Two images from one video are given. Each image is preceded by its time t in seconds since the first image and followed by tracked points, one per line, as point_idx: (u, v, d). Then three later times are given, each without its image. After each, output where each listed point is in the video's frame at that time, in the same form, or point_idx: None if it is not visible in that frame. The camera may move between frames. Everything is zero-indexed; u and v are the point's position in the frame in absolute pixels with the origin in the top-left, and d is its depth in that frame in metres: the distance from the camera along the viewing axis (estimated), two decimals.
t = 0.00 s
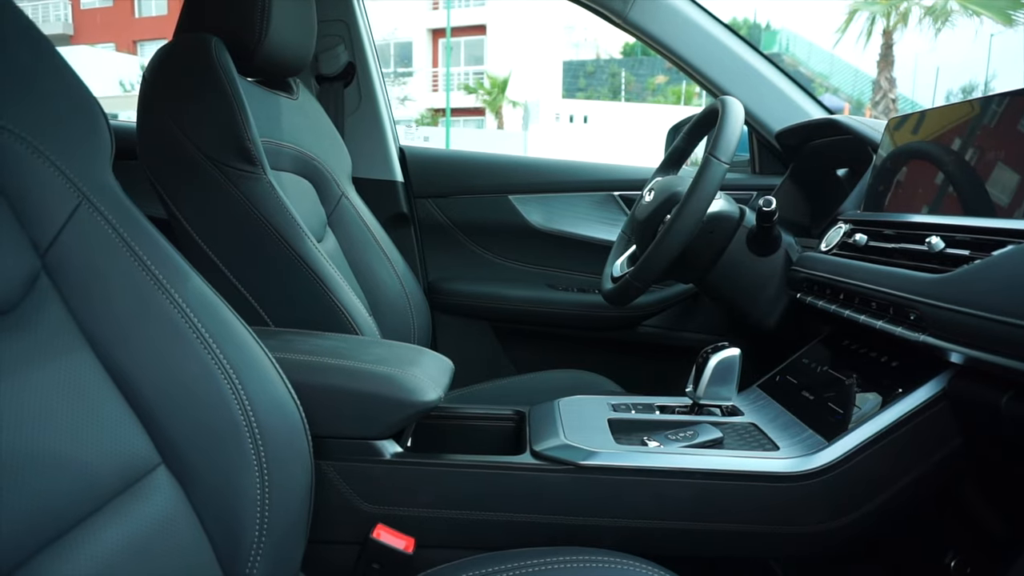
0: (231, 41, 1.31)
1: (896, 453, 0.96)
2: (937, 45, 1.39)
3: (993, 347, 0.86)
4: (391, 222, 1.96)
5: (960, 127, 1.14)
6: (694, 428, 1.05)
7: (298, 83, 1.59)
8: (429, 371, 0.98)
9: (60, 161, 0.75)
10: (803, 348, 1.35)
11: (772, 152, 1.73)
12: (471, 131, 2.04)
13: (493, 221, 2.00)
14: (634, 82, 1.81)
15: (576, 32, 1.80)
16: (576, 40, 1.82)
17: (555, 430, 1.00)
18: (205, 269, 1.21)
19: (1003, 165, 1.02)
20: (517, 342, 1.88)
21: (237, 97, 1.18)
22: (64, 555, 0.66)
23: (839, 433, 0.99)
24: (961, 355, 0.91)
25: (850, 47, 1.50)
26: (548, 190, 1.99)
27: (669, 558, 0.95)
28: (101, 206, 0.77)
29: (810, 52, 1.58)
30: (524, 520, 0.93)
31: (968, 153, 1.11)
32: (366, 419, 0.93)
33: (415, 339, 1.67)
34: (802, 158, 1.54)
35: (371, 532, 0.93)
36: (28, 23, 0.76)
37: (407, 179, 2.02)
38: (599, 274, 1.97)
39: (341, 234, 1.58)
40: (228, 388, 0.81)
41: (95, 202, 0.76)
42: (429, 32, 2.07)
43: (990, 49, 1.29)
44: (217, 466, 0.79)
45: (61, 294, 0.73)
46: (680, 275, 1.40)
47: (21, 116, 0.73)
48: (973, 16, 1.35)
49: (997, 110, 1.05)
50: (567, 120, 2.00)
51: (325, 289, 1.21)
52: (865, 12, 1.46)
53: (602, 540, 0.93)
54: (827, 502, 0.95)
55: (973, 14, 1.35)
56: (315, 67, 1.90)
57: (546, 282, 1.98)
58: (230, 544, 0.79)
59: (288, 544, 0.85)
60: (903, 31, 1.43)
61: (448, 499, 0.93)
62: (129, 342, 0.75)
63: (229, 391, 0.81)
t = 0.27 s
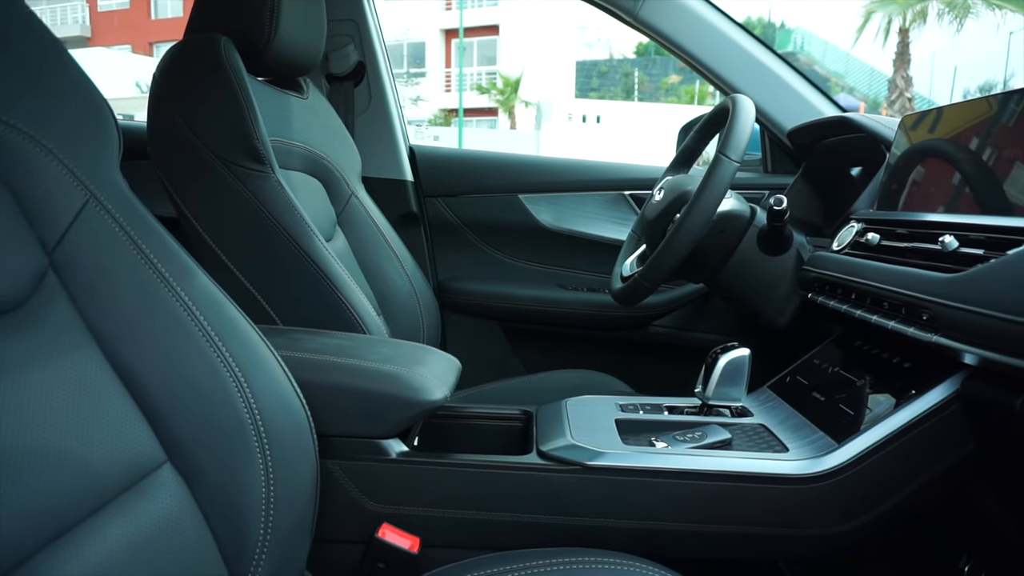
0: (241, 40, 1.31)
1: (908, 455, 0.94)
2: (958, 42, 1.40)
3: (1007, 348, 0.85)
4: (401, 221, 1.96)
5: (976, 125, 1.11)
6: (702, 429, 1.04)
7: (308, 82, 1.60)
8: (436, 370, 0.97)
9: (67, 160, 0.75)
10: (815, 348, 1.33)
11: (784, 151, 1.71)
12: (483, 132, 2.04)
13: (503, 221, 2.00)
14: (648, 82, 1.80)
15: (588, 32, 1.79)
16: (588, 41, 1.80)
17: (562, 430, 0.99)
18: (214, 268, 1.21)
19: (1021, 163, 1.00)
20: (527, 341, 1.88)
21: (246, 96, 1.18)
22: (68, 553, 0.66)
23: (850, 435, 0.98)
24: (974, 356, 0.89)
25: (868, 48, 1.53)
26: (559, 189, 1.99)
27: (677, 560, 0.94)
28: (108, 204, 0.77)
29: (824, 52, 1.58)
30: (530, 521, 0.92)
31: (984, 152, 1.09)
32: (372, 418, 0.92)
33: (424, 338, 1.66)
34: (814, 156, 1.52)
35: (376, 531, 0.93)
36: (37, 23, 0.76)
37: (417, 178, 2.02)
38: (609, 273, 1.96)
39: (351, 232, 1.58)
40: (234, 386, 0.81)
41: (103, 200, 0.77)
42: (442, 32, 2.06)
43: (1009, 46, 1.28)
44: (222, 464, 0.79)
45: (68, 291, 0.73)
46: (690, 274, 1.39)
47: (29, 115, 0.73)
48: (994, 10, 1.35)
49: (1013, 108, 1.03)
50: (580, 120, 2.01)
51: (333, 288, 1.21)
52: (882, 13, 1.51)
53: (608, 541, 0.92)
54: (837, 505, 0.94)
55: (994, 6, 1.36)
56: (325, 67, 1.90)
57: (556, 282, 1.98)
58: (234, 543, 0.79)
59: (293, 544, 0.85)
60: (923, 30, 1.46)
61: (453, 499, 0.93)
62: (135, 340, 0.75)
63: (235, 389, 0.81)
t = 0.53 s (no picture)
0: (249, 41, 1.31)
1: (917, 461, 0.93)
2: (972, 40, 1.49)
3: (1019, 352, 0.83)
4: (409, 221, 1.96)
5: (993, 125, 1.09)
6: (708, 433, 1.03)
7: (318, 83, 1.61)
8: (439, 372, 0.97)
9: (71, 160, 0.75)
10: (824, 351, 1.32)
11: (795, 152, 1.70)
12: (495, 131, 2.08)
13: (511, 221, 1.99)
14: (660, 82, 1.79)
15: (601, 32, 1.78)
16: (602, 40, 1.79)
17: (567, 433, 0.98)
18: (220, 269, 1.21)
19: None
20: (534, 342, 1.87)
21: (253, 96, 1.18)
22: (69, 552, 0.66)
23: (858, 440, 0.97)
24: (985, 360, 0.88)
25: (885, 48, 1.60)
26: (567, 190, 1.98)
27: (682, 564, 0.93)
28: (112, 204, 0.77)
29: (839, 49, 1.60)
30: (533, 524, 0.92)
31: (1001, 152, 1.06)
32: (375, 420, 0.92)
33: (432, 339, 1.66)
34: (826, 156, 1.51)
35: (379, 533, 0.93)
36: (42, 23, 0.76)
37: (425, 179, 2.02)
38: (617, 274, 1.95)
39: (358, 233, 1.58)
40: (236, 387, 0.80)
41: (107, 201, 0.76)
42: (457, 34, 2.18)
43: None
44: (225, 465, 0.78)
45: (71, 291, 0.73)
46: (699, 276, 1.38)
47: (33, 115, 0.73)
48: None
49: None
50: (591, 119, 2.05)
51: (339, 288, 1.21)
52: (898, 16, 1.61)
53: (612, 544, 0.91)
54: (844, 511, 0.92)
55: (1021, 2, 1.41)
56: (334, 68, 1.91)
57: (565, 282, 1.97)
58: (237, 544, 0.79)
59: (296, 546, 0.84)
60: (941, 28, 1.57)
61: (456, 501, 0.92)
62: (138, 340, 0.75)
63: (237, 390, 0.80)
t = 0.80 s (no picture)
0: (262, 45, 1.31)
1: (928, 468, 0.92)
2: (991, 39, 1.38)
3: None
4: (419, 224, 1.96)
5: (1010, 127, 1.07)
6: (717, 438, 1.03)
7: (328, 86, 1.61)
8: (448, 376, 0.97)
9: (83, 165, 0.76)
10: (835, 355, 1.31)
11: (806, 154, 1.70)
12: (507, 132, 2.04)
13: (522, 224, 1.99)
14: (672, 82, 1.75)
15: (612, 32, 1.77)
16: (613, 40, 1.77)
17: (575, 437, 0.99)
18: (231, 272, 1.22)
19: None
20: (544, 345, 1.87)
21: (264, 100, 1.18)
22: (80, 555, 0.67)
23: (868, 446, 0.96)
24: (997, 368, 0.87)
25: (902, 48, 1.51)
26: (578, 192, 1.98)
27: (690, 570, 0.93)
28: (124, 210, 0.77)
29: (854, 46, 1.55)
30: (541, 528, 0.92)
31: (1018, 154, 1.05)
32: (384, 425, 0.92)
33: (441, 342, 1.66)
34: (838, 158, 1.50)
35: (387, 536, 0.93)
36: (56, 30, 0.77)
37: (436, 181, 2.03)
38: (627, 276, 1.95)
39: (368, 235, 1.58)
40: (246, 390, 0.81)
41: (120, 206, 0.77)
42: (467, 34, 2.05)
43: None
44: (235, 468, 0.79)
45: (84, 296, 0.74)
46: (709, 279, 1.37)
47: (46, 121, 0.74)
48: None
49: None
50: (604, 120, 1.97)
51: (349, 292, 1.21)
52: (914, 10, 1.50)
53: (620, 550, 0.91)
54: (854, 518, 0.92)
55: None
56: (344, 71, 1.91)
57: (575, 285, 1.97)
58: (246, 547, 0.79)
59: (306, 549, 0.85)
60: (960, 25, 1.45)
61: (465, 505, 0.93)
62: (150, 343, 0.76)
63: (247, 393, 0.81)
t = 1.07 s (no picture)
0: (274, 48, 1.32)
1: (941, 473, 0.92)
2: (1006, 37, 1.36)
3: None
4: (430, 226, 1.97)
5: None
6: (728, 442, 1.02)
7: (340, 89, 1.62)
8: (458, 379, 0.98)
9: (100, 171, 0.77)
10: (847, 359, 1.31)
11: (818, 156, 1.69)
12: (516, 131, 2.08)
13: (532, 226, 2.00)
14: (683, 82, 1.76)
15: (624, 32, 1.77)
16: (625, 41, 1.78)
17: (585, 441, 0.99)
18: (244, 275, 1.23)
19: None
20: (554, 347, 1.88)
21: (276, 104, 1.19)
22: (97, 556, 0.68)
23: (880, 452, 0.96)
24: (1011, 374, 0.87)
25: (915, 45, 1.50)
26: (588, 195, 1.98)
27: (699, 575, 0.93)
28: (140, 215, 0.78)
29: (866, 46, 1.56)
30: (552, 532, 0.92)
31: None
32: (395, 428, 0.93)
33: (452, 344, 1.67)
34: (851, 160, 1.50)
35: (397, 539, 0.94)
36: (73, 37, 0.77)
37: (446, 184, 2.03)
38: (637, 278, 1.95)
39: (379, 238, 1.59)
40: (259, 394, 0.82)
41: (135, 211, 0.78)
42: (478, 34, 2.11)
43: None
44: (248, 471, 0.80)
45: (101, 301, 0.75)
46: (719, 282, 1.37)
47: (63, 128, 0.75)
48: None
49: None
50: (614, 120, 2.01)
51: (360, 294, 1.22)
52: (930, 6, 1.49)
53: (630, 554, 0.91)
54: (867, 523, 0.92)
55: None
56: (356, 73, 1.92)
57: (585, 287, 1.97)
58: (259, 549, 0.80)
59: (318, 552, 0.86)
60: (980, 21, 1.43)
61: (475, 508, 0.93)
62: (165, 347, 0.77)
63: (260, 397, 0.82)
